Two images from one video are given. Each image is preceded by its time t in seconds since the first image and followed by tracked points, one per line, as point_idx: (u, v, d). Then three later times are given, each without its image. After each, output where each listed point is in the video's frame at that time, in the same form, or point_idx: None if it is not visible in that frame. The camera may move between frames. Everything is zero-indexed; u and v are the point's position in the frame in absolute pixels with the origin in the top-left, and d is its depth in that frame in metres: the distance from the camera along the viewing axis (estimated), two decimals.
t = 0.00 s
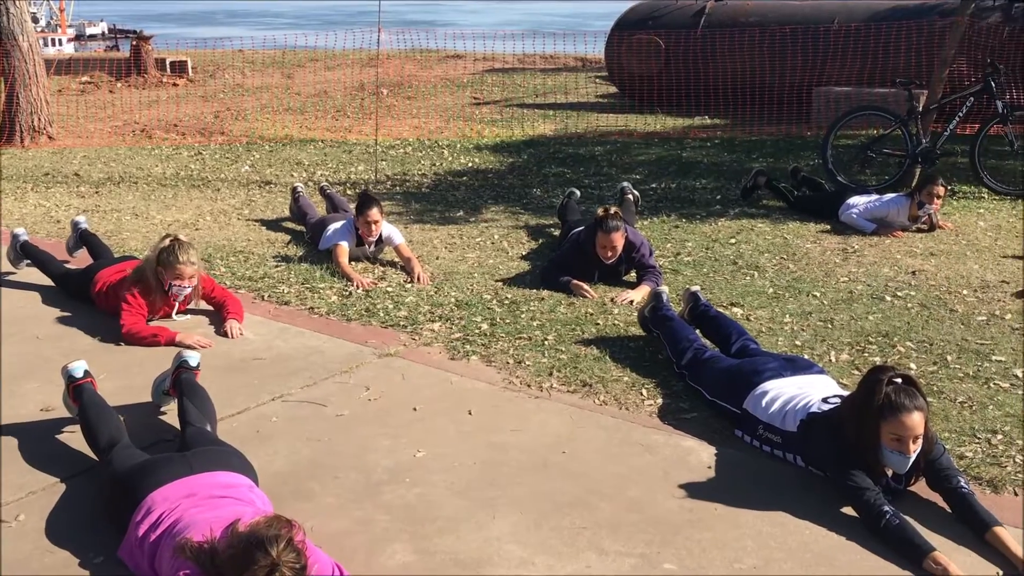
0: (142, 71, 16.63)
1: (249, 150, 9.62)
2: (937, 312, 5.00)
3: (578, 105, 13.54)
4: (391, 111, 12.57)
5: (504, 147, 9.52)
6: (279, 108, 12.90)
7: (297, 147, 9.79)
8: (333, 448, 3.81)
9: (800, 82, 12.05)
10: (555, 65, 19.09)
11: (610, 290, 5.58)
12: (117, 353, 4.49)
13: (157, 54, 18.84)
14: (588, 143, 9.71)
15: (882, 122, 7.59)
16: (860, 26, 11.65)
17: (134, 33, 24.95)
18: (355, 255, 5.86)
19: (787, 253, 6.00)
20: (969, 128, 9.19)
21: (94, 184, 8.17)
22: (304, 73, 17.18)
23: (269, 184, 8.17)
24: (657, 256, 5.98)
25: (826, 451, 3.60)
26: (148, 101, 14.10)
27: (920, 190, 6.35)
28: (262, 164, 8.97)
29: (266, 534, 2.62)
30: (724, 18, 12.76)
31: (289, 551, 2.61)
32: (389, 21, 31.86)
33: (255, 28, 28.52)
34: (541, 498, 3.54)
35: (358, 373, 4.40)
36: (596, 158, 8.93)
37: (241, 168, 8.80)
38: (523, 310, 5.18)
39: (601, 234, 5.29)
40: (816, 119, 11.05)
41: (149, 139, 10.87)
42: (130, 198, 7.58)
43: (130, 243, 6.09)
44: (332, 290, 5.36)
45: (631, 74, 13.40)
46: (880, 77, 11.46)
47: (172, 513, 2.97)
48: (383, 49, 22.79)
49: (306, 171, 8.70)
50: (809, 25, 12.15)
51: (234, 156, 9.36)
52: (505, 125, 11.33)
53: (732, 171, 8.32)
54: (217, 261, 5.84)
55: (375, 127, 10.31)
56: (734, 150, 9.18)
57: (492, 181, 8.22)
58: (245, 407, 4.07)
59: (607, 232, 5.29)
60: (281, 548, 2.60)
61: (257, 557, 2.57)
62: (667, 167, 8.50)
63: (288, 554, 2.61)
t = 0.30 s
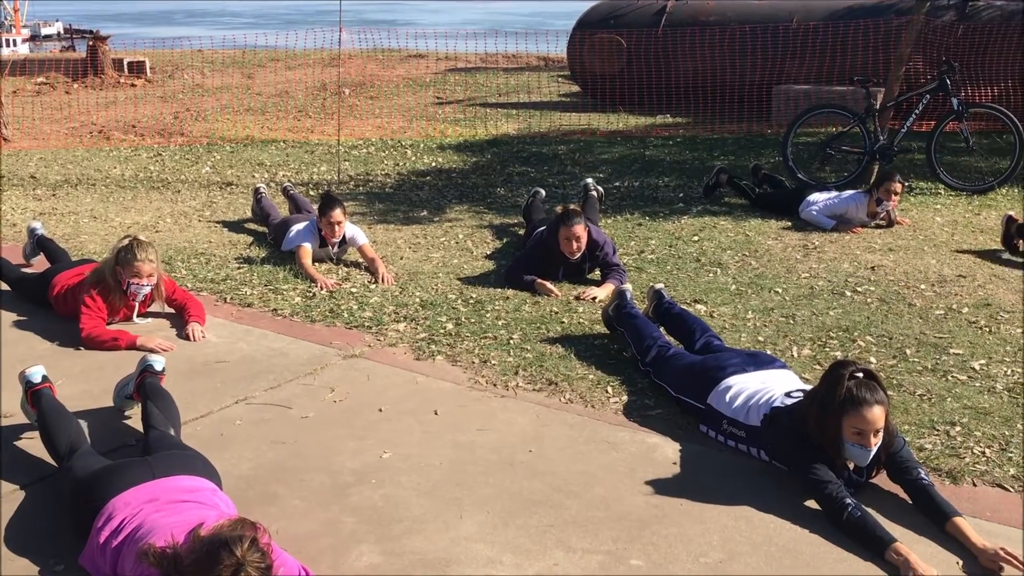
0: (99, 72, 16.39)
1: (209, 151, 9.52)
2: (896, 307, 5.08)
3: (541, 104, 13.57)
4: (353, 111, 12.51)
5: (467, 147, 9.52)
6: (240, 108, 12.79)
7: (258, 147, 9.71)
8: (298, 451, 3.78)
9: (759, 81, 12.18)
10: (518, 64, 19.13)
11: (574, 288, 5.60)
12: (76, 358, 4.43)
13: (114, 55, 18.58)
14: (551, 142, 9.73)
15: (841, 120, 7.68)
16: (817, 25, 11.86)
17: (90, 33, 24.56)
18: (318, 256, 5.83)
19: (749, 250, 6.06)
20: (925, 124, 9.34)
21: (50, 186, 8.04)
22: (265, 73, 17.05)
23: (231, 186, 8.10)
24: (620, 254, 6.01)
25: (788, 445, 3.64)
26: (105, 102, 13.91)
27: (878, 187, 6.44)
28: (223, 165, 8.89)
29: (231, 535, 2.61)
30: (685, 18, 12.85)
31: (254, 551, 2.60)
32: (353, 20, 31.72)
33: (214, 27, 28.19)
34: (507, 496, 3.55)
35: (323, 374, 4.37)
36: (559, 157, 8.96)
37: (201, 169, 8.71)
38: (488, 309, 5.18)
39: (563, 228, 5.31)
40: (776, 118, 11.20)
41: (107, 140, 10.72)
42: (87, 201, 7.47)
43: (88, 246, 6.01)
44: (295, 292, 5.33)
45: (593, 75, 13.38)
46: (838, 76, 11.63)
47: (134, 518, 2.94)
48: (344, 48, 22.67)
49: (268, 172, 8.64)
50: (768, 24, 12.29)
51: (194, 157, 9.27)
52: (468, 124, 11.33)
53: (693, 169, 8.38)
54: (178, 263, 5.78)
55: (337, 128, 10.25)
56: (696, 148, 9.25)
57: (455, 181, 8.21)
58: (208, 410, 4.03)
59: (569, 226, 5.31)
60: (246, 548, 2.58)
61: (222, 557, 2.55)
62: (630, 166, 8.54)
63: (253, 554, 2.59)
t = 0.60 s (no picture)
0: (43, 73, 16.04)
1: (158, 153, 9.38)
2: (845, 301, 5.16)
3: (495, 104, 13.57)
4: (305, 112, 12.41)
5: (420, 147, 9.50)
6: (189, 110, 12.62)
7: (208, 149, 9.59)
8: (253, 455, 3.74)
9: (710, 80, 12.31)
10: (470, 64, 19.14)
11: (529, 287, 5.61)
12: (22, 365, 4.34)
13: (59, 56, 18.22)
14: (505, 141, 9.75)
15: (790, 117, 7.80)
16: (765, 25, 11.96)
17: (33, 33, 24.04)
18: (271, 259, 5.78)
19: (702, 247, 6.12)
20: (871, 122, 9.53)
21: None
22: (214, 74, 16.83)
23: (180, 188, 7.99)
24: (575, 253, 6.04)
25: (742, 439, 3.68)
26: (50, 104, 13.63)
27: (826, 184, 6.54)
28: (173, 167, 8.76)
29: (184, 541, 2.57)
30: (636, 18, 12.95)
31: (209, 557, 2.56)
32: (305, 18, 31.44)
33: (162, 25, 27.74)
34: (465, 496, 3.55)
35: (277, 378, 4.33)
36: (512, 156, 8.97)
37: (150, 171, 8.58)
38: (443, 309, 5.18)
39: (516, 226, 5.34)
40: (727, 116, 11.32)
41: (52, 143, 10.51)
42: (32, 205, 7.33)
43: (34, 251, 5.89)
44: (248, 294, 5.27)
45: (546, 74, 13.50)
46: (786, 74, 11.82)
47: (84, 526, 2.89)
48: (296, 47, 22.47)
49: (218, 174, 8.54)
50: (717, 23, 12.40)
51: (143, 159, 9.13)
52: (422, 124, 11.30)
53: (646, 167, 8.45)
54: (127, 267, 5.69)
55: (289, 129, 10.16)
56: (648, 147, 9.32)
57: (409, 181, 8.19)
58: (160, 416, 3.98)
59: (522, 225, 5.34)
60: (200, 554, 2.54)
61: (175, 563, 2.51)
62: (583, 165, 8.58)
63: (207, 560, 2.55)
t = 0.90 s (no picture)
0: None
1: (102, 156, 9.22)
2: (793, 297, 5.24)
3: (446, 105, 13.56)
4: (253, 113, 12.27)
5: (371, 148, 9.45)
6: (133, 112, 12.41)
7: (153, 152, 9.44)
8: (204, 461, 3.70)
9: (658, 80, 12.42)
10: (419, 64, 19.09)
11: (482, 288, 5.62)
12: None
13: None
14: (456, 142, 9.74)
15: (737, 116, 7.90)
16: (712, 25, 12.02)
17: None
18: (220, 263, 5.71)
19: (652, 245, 6.17)
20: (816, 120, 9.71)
21: None
22: (159, 75, 16.58)
23: (125, 192, 7.85)
24: (527, 253, 6.06)
25: (694, 435, 3.71)
26: None
27: (773, 183, 6.64)
28: (117, 170, 8.62)
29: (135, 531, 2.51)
30: (584, 18, 13.01)
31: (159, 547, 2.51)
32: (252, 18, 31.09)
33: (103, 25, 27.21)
34: (420, 498, 3.54)
35: (228, 383, 4.29)
36: (463, 156, 8.98)
37: (94, 175, 8.43)
38: (396, 311, 5.16)
39: (468, 228, 5.32)
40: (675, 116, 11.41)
41: None
42: None
43: None
44: (196, 299, 5.21)
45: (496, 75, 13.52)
46: (733, 74, 11.96)
47: (30, 537, 2.82)
48: (243, 48, 22.21)
49: (164, 177, 8.42)
50: (665, 23, 12.49)
51: (86, 163, 8.95)
52: (372, 125, 11.24)
53: (596, 167, 8.50)
54: (71, 273, 5.59)
55: (236, 131, 10.04)
56: (598, 146, 9.38)
57: (359, 183, 8.14)
58: (108, 424, 3.91)
59: (474, 227, 5.33)
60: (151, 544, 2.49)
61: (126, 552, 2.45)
62: (534, 165, 8.60)
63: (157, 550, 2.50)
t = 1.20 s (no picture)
0: None
1: (53, 160, 9.06)
2: (751, 294, 5.30)
3: (405, 106, 13.52)
4: (209, 115, 12.13)
5: (329, 150, 9.40)
6: (85, 114, 12.21)
7: (107, 155, 9.30)
8: (162, 467, 3.65)
9: (617, 80, 12.50)
10: (376, 65, 19.02)
11: (443, 288, 5.62)
12: None
13: None
14: (415, 142, 9.72)
15: (694, 115, 7.98)
16: (668, 25, 12.15)
17: None
18: (177, 267, 5.65)
19: (612, 244, 6.21)
20: (772, 120, 9.84)
21: None
22: (112, 77, 16.32)
23: (78, 196, 7.72)
24: (488, 253, 6.07)
25: (655, 432, 3.74)
26: None
27: (731, 184, 6.70)
28: (70, 173, 8.48)
29: (70, 509, 2.79)
30: (542, 18, 13.05)
31: (84, 530, 2.79)
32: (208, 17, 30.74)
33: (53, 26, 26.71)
34: (383, 499, 3.52)
35: (187, 388, 4.24)
36: (422, 157, 8.97)
37: (45, 179, 8.28)
38: (357, 313, 5.14)
39: (425, 230, 5.35)
40: (634, 115, 11.49)
41: None
42: None
43: None
44: (153, 303, 5.14)
45: (455, 75, 13.51)
46: (691, 74, 12.06)
47: None
48: (198, 48, 21.95)
49: (119, 180, 8.30)
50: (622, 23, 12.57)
51: (37, 166, 8.80)
52: (330, 127, 11.18)
53: (556, 167, 8.53)
54: (23, 278, 5.49)
55: (192, 133, 9.93)
56: (557, 146, 9.42)
57: (318, 184, 8.09)
58: (63, 431, 3.85)
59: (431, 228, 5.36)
60: (77, 527, 2.77)
61: (54, 527, 2.75)
62: (494, 165, 8.61)
63: (83, 533, 2.78)
